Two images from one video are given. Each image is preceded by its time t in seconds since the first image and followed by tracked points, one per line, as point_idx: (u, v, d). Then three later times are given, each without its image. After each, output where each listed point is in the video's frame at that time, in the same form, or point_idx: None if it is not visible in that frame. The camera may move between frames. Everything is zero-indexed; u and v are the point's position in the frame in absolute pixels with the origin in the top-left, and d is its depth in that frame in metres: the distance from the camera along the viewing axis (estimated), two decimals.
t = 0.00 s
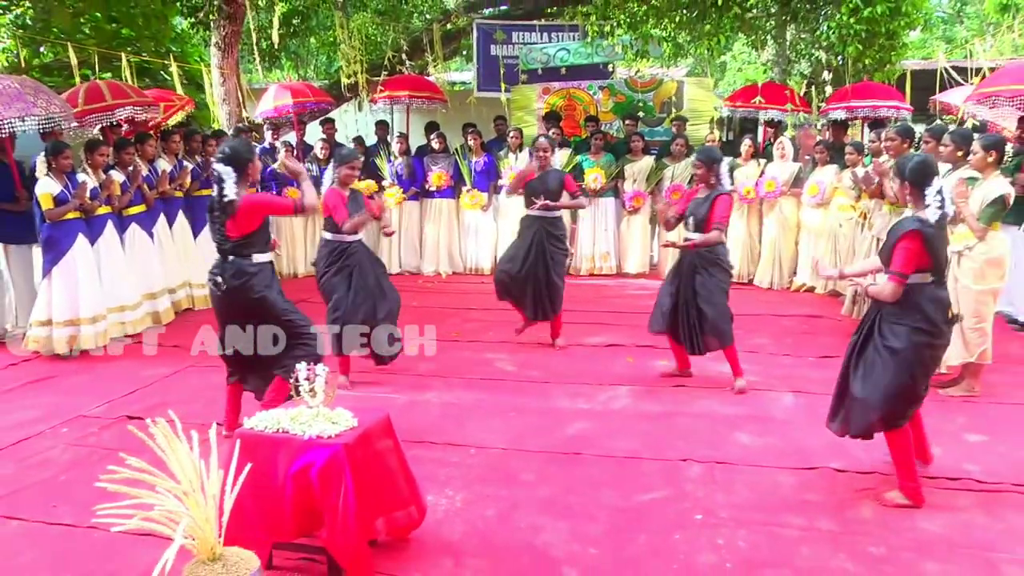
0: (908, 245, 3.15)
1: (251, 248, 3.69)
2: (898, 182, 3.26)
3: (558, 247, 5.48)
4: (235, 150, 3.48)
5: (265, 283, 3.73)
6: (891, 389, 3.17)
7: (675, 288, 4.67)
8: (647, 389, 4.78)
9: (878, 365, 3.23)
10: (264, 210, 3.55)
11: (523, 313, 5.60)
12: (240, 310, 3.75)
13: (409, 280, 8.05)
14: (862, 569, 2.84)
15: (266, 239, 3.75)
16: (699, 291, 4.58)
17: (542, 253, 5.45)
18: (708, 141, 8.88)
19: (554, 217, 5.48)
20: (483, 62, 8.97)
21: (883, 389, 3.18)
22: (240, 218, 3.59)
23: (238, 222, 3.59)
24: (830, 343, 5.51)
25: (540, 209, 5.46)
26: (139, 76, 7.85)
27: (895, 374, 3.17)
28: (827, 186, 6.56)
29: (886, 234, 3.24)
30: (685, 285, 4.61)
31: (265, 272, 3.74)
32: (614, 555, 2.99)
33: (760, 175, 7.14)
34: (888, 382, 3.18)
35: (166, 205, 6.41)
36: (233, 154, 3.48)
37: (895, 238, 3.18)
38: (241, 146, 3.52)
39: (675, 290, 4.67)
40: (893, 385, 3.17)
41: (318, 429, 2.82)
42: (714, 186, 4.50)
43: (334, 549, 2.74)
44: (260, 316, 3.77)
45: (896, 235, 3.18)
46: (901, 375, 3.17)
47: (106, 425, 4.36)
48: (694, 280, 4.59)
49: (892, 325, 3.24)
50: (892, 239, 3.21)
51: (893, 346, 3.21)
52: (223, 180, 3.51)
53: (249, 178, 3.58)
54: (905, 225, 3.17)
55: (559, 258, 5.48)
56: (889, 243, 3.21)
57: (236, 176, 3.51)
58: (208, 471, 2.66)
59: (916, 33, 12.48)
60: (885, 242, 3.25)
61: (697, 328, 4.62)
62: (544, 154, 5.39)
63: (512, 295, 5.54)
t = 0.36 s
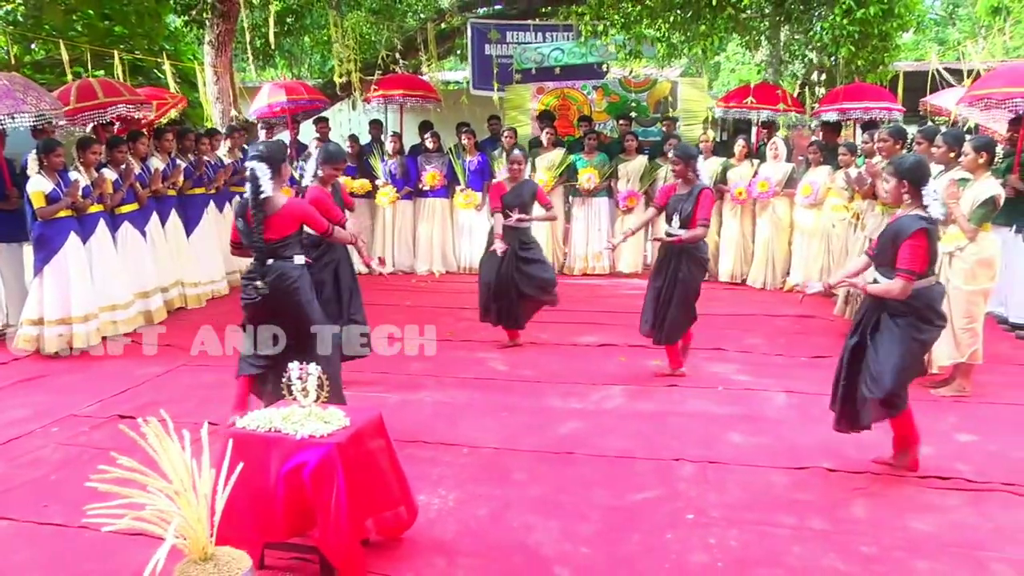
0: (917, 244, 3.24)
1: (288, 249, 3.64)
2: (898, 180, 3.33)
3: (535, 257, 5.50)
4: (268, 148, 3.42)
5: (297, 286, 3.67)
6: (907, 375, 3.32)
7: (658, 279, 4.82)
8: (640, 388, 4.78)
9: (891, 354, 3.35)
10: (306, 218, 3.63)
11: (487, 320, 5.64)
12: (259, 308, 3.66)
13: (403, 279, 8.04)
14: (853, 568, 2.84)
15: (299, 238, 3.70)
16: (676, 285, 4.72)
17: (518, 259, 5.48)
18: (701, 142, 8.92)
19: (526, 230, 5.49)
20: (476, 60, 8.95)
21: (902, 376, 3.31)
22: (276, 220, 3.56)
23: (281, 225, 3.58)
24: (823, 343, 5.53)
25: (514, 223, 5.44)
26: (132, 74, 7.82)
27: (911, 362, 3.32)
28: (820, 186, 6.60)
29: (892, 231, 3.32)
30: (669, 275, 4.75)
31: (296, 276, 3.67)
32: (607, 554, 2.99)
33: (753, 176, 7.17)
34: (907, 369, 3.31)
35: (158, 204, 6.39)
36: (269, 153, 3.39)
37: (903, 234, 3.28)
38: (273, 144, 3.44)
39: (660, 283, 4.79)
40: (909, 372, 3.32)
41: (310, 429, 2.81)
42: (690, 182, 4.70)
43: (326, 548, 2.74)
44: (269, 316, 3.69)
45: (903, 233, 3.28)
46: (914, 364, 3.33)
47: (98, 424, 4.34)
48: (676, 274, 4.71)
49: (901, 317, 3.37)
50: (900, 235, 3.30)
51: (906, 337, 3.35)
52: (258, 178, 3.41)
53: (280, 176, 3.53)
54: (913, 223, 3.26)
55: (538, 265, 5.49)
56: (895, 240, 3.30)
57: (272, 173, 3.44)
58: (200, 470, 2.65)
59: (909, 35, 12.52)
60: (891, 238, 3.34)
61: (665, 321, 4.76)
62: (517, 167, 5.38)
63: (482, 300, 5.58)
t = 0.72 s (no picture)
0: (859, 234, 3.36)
1: (292, 242, 3.63)
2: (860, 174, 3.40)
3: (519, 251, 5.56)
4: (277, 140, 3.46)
5: (301, 282, 3.65)
6: (839, 367, 3.43)
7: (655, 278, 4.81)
8: (633, 388, 4.78)
9: (832, 346, 3.49)
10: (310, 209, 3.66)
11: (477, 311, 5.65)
12: (262, 304, 3.63)
13: (396, 280, 8.04)
14: (845, 567, 2.85)
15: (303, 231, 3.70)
16: (676, 283, 4.73)
17: (509, 251, 5.50)
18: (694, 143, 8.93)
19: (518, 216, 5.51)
20: (469, 61, 9.03)
21: (834, 367, 3.44)
22: (283, 212, 3.54)
23: (288, 215, 3.56)
24: (815, 343, 5.54)
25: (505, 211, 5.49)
26: (124, 75, 7.80)
27: (846, 354, 3.43)
28: (812, 186, 6.54)
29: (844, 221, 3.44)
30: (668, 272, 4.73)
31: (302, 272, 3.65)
32: (600, 554, 2.99)
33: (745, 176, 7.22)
34: (843, 364, 3.43)
35: (150, 206, 6.37)
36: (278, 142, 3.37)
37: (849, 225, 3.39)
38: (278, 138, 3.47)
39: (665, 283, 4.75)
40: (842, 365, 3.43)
41: (303, 430, 2.81)
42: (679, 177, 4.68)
43: (319, 549, 2.73)
44: (270, 315, 3.66)
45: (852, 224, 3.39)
46: (851, 356, 3.42)
47: (90, 426, 4.33)
48: (677, 271, 4.71)
49: (852, 310, 3.45)
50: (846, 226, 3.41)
51: (849, 329, 3.45)
52: (265, 165, 3.36)
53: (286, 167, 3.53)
54: (863, 216, 3.35)
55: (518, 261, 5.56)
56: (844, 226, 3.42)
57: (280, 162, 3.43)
58: (192, 471, 2.64)
59: (900, 35, 12.57)
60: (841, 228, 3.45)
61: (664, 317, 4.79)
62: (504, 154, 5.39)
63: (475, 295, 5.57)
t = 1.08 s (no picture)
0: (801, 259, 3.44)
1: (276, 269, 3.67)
2: (812, 203, 3.47)
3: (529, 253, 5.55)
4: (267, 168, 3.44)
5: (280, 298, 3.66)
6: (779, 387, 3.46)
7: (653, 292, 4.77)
8: (629, 388, 4.78)
9: (780, 365, 3.53)
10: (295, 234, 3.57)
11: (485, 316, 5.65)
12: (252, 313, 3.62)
13: (393, 279, 8.03)
14: (841, 567, 2.84)
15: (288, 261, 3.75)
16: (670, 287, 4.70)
17: (509, 254, 5.47)
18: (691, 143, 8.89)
19: (519, 219, 5.51)
20: (465, 60, 9.03)
21: (774, 387, 3.47)
22: (267, 239, 3.54)
23: (270, 243, 3.55)
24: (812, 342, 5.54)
25: (504, 213, 5.50)
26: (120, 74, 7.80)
27: (785, 375, 3.45)
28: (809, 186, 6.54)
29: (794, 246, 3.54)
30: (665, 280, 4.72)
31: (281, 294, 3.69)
32: (596, 554, 2.99)
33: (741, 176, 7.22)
34: (782, 383, 3.46)
35: (147, 205, 6.37)
36: (264, 174, 3.45)
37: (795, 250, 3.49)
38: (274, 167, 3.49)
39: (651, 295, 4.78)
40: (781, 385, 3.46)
41: (299, 429, 2.81)
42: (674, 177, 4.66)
43: (315, 549, 2.73)
44: (267, 316, 3.62)
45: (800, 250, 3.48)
46: (793, 377, 3.44)
47: (87, 425, 4.33)
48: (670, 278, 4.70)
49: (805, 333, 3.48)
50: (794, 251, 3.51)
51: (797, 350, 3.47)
52: (253, 200, 3.46)
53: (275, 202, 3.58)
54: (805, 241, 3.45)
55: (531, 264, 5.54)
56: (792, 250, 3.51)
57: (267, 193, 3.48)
58: (188, 470, 2.63)
59: (898, 35, 12.57)
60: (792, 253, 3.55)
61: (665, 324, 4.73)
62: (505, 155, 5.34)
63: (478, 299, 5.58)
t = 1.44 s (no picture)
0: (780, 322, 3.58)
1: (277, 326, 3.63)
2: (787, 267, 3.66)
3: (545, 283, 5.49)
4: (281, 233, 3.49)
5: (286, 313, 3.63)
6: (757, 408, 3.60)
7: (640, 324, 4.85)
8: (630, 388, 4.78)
9: (767, 390, 3.65)
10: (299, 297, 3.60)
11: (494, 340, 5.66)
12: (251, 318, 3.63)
13: (395, 278, 8.03)
14: (842, 567, 2.84)
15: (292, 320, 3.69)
16: (659, 321, 4.75)
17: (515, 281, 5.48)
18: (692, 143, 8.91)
19: (531, 253, 5.52)
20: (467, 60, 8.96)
21: (755, 410, 3.59)
22: (273, 298, 3.57)
23: (271, 303, 3.57)
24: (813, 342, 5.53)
25: (516, 248, 5.51)
26: (122, 72, 7.81)
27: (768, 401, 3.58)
28: (810, 186, 6.55)
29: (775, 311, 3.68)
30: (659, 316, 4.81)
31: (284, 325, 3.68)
32: (597, 553, 2.99)
33: (743, 176, 7.20)
34: (763, 411, 3.58)
35: (149, 203, 6.39)
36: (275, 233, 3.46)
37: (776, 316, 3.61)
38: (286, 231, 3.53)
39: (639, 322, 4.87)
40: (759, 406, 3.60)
41: (301, 427, 2.81)
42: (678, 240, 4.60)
43: (316, 547, 2.73)
44: (269, 317, 3.60)
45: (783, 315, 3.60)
46: (775, 411, 3.56)
47: (89, 423, 4.33)
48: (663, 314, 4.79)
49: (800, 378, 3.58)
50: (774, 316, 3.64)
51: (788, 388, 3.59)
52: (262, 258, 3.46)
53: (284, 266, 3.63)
54: (785, 305, 3.57)
55: (553, 291, 5.49)
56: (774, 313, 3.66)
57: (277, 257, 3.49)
58: (190, 469, 2.64)
59: (900, 35, 12.54)
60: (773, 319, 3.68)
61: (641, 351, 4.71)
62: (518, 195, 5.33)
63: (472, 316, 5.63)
